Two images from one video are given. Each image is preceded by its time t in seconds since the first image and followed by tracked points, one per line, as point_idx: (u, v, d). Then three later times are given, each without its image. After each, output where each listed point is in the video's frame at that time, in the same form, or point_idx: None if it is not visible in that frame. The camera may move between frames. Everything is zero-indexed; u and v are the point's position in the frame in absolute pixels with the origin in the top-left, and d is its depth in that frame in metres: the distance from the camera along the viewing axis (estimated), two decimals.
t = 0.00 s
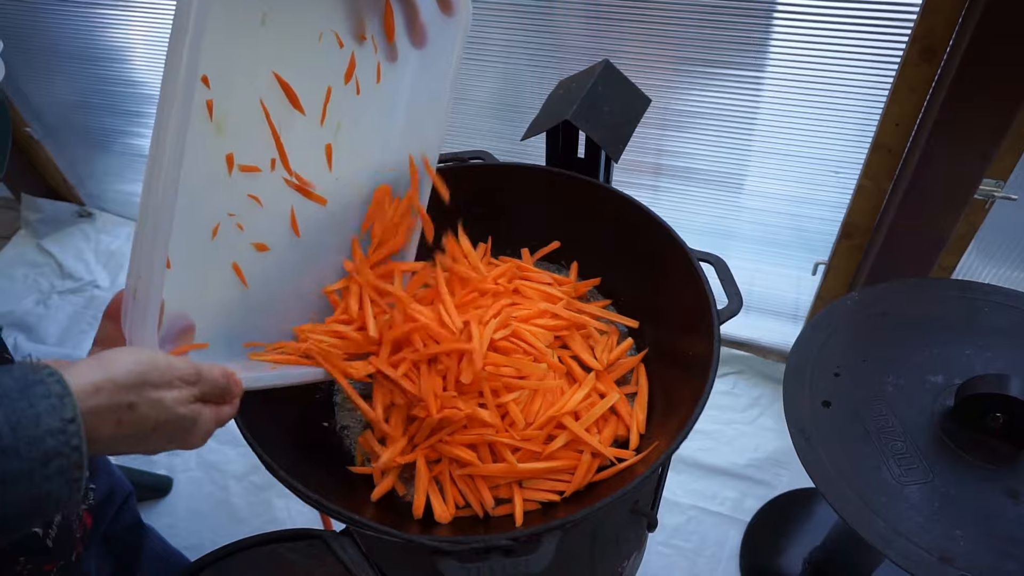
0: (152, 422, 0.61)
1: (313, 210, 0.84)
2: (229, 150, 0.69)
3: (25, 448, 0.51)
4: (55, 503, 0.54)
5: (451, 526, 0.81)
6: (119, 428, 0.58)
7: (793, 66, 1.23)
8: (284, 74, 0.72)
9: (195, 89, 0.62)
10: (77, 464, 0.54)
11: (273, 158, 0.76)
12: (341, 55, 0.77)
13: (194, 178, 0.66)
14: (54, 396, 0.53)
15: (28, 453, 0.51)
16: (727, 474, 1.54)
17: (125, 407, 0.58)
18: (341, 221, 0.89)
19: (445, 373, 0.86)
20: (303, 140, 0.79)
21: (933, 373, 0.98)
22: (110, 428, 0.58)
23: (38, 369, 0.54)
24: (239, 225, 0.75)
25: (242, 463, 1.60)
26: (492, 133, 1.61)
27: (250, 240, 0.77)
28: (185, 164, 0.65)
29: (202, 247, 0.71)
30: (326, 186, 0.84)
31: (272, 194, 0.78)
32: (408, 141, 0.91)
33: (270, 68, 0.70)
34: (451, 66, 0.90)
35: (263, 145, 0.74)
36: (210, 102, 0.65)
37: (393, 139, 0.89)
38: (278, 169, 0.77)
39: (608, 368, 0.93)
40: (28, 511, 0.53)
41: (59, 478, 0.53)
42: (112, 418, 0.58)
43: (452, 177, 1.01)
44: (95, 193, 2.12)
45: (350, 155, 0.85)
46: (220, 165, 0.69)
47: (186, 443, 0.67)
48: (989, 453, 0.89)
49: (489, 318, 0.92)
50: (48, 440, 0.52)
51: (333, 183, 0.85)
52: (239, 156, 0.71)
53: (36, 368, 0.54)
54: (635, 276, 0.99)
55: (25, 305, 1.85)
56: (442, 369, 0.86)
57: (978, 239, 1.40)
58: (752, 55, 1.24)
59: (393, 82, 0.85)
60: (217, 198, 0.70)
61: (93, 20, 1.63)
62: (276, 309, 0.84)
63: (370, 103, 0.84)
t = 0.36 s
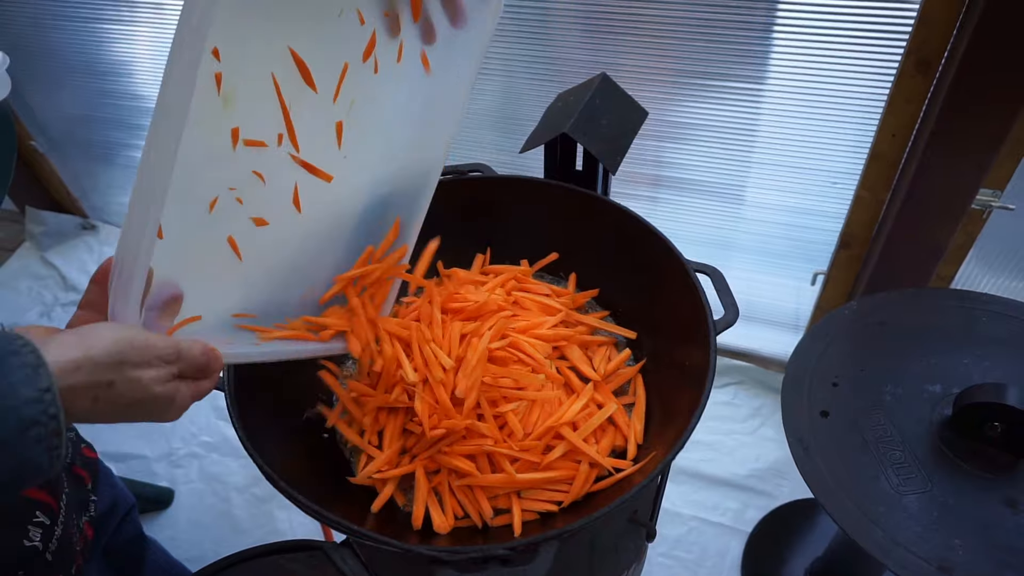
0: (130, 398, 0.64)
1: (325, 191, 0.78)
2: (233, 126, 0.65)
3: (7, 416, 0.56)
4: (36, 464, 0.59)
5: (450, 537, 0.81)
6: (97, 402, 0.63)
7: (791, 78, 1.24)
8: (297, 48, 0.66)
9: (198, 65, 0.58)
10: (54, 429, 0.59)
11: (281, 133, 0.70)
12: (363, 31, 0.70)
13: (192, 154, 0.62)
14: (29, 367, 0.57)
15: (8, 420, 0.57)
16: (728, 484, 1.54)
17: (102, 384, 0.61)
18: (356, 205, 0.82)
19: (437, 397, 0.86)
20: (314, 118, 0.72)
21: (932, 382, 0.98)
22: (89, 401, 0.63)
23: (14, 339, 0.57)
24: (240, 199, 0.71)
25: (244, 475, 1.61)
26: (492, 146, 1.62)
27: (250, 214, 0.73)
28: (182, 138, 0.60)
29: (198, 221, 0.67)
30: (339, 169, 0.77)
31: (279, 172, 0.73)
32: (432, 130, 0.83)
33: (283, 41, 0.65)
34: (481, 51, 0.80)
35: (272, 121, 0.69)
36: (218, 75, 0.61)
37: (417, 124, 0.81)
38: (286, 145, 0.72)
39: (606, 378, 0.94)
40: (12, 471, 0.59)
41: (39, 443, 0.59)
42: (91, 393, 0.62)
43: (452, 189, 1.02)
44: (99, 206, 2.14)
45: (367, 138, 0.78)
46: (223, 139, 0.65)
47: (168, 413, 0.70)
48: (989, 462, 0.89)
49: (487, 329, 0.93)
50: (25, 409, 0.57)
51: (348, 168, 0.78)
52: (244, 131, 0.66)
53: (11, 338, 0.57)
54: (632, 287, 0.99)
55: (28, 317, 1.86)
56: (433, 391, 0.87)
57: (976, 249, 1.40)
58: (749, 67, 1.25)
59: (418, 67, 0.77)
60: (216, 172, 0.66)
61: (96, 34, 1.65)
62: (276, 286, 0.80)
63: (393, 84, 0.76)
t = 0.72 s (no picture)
0: (126, 386, 0.63)
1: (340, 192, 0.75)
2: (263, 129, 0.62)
3: (11, 398, 0.51)
4: (36, 449, 0.54)
5: (449, 541, 0.81)
6: (93, 390, 0.61)
7: (789, 87, 1.25)
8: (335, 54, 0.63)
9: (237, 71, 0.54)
10: (60, 410, 0.54)
11: (307, 137, 0.67)
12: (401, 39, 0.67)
13: (216, 154, 0.59)
14: (33, 347, 0.53)
15: (14, 401, 0.52)
16: (728, 492, 1.54)
17: (102, 371, 0.60)
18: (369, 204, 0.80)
19: (435, 402, 0.87)
20: (339, 123, 0.69)
21: (931, 389, 0.99)
22: (85, 390, 0.60)
23: (17, 322, 0.53)
24: (256, 198, 0.68)
25: (244, 482, 1.61)
26: (492, 154, 1.63)
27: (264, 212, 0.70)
28: (208, 141, 0.57)
29: (210, 216, 0.64)
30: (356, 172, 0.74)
31: (300, 176, 0.70)
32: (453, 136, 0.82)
33: (323, 47, 0.61)
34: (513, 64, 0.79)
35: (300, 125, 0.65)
36: (255, 81, 0.57)
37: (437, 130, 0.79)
38: (310, 149, 0.68)
39: (604, 384, 0.94)
40: (10, 458, 0.53)
41: (44, 424, 0.54)
42: (88, 381, 0.60)
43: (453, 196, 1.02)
44: (100, 215, 2.15)
45: (388, 143, 0.75)
46: (248, 142, 0.61)
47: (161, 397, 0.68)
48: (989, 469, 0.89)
49: (485, 335, 0.94)
50: (30, 389, 0.52)
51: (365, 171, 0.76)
52: (272, 134, 0.63)
53: (14, 322, 0.53)
54: (630, 292, 1.00)
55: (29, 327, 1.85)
56: (431, 396, 0.87)
57: (975, 256, 1.41)
58: (748, 76, 1.26)
59: (449, 73, 0.75)
60: (237, 171, 0.63)
61: (99, 45, 1.66)
62: (278, 277, 0.78)
63: (421, 90, 0.74)
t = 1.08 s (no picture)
0: (128, 346, 0.61)
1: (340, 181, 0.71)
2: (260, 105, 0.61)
3: (12, 374, 0.51)
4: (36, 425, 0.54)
5: (446, 540, 0.81)
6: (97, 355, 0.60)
7: (788, 86, 1.25)
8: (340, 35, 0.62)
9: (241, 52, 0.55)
10: (59, 387, 0.54)
11: (304, 119, 0.65)
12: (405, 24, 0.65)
13: (209, 124, 0.58)
14: (33, 325, 0.53)
15: (15, 378, 0.52)
16: (727, 492, 1.54)
17: (99, 332, 0.59)
18: (369, 199, 0.75)
19: (433, 401, 0.87)
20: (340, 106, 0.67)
21: (928, 388, 0.99)
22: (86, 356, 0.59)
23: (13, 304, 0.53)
24: (251, 175, 0.66)
25: (243, 482, 1.61)
26: (491, 154, 1.63)
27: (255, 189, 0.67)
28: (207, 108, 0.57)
29: (200, 189, 0.63)
30: (356, 160, 0.71)
31: (294, 158, 0.67)
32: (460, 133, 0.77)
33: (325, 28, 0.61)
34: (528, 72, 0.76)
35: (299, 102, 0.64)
36: (256, 61, 0.58)
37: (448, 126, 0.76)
38: (308, 132, 0.66)
39: (602, 383, 0.94)
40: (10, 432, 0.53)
41: (44, 401, 0.53)
42: (90, 343, 0.59)
43: (451, 195, 1.03)
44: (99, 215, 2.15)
45: (391, 137, 0.72)
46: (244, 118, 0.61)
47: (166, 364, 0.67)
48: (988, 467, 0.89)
49: (482, 334, 0.94)
50: (31, 366, 0.52)
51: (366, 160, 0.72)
52: (269, 112, 0.62)
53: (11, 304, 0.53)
54: (628, 291, 1.00)
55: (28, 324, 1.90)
56: (429, 395, 0.88)
57: (973, 256, 1.41)
58: (748, 75, 1.26)
59: (459, 67, 0.72)
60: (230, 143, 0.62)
61: (100, 45, 1.66)
62: (268, 262, 0.74)
63: (427, 88, 0.72)
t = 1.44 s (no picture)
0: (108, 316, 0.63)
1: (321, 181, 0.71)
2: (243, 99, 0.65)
3: None
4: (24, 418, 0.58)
5: (439, 547, 0.81)
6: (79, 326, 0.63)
7: (782, 96, 1.26)
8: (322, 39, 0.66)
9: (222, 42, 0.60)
10: (47, 380, 0.59)
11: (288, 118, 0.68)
12: (393, 30, 0.67)
13: (191, 115, 0.62)
14: (18, 319, 0.59)
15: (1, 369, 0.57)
16: (720, 500, 1.54)
17: (75, 304, 0.64)
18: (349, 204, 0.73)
19: (426, 407, 0.87)
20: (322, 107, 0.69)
21: (920, 396, 0.99)
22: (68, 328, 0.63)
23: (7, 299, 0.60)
24: (230, 169, 0.68)
25: (236, 490, 1.60)
26: (486, 162, 1.64)
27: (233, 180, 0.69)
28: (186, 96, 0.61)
29: (177, 177, 0.66)
30: (339, 161, 0.71)
31: (275, 155, 0.69)
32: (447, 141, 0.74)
33: (305, 30, 0.64)
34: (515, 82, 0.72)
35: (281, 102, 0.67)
36: (239, 58, 0.62)
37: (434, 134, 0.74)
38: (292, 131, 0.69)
39: (595, 390, 0.94)
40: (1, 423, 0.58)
41: (30, 392, 0.59)
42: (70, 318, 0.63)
43: (446, 204, 1.03)
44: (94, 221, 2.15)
45: (380, 143, 0.71)
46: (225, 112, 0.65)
47: (160, 351, 0.69)
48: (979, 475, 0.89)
49: (477, 341, 0.94)
50: (17, 356, 0.58)
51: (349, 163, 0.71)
52: (251, 109, 0.66)
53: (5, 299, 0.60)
54: (622, 299, 1.00)
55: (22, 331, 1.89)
56: (423, 402, 0.88)
57: (965, 265, 1.42)
58: (742, 85, 1.27)
59: (446, 76, 0.72)
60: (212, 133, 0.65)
61: (96, 52, 1.66)
62: (247, 258, 0.73)
63: (414, 92, 0.71)
